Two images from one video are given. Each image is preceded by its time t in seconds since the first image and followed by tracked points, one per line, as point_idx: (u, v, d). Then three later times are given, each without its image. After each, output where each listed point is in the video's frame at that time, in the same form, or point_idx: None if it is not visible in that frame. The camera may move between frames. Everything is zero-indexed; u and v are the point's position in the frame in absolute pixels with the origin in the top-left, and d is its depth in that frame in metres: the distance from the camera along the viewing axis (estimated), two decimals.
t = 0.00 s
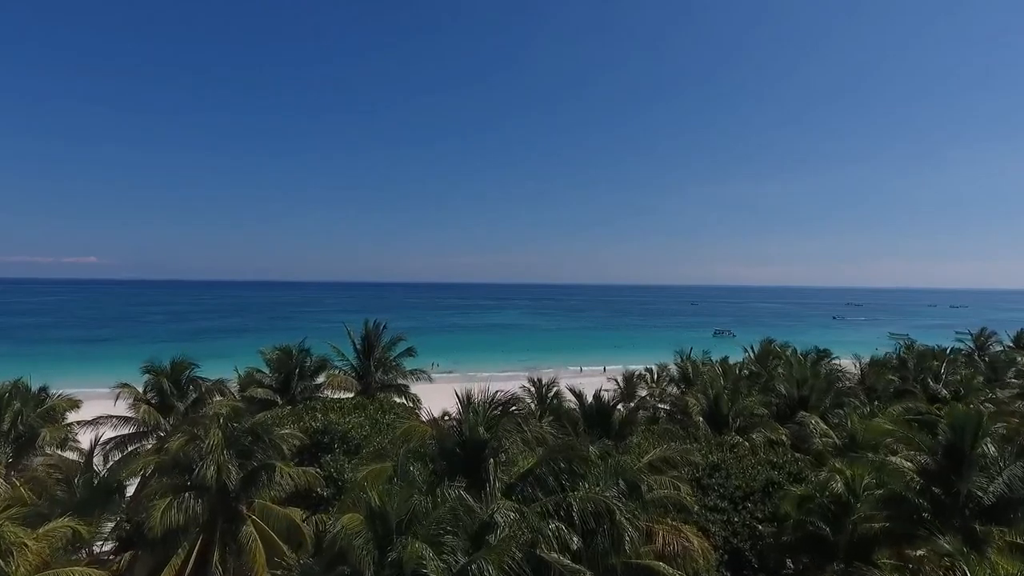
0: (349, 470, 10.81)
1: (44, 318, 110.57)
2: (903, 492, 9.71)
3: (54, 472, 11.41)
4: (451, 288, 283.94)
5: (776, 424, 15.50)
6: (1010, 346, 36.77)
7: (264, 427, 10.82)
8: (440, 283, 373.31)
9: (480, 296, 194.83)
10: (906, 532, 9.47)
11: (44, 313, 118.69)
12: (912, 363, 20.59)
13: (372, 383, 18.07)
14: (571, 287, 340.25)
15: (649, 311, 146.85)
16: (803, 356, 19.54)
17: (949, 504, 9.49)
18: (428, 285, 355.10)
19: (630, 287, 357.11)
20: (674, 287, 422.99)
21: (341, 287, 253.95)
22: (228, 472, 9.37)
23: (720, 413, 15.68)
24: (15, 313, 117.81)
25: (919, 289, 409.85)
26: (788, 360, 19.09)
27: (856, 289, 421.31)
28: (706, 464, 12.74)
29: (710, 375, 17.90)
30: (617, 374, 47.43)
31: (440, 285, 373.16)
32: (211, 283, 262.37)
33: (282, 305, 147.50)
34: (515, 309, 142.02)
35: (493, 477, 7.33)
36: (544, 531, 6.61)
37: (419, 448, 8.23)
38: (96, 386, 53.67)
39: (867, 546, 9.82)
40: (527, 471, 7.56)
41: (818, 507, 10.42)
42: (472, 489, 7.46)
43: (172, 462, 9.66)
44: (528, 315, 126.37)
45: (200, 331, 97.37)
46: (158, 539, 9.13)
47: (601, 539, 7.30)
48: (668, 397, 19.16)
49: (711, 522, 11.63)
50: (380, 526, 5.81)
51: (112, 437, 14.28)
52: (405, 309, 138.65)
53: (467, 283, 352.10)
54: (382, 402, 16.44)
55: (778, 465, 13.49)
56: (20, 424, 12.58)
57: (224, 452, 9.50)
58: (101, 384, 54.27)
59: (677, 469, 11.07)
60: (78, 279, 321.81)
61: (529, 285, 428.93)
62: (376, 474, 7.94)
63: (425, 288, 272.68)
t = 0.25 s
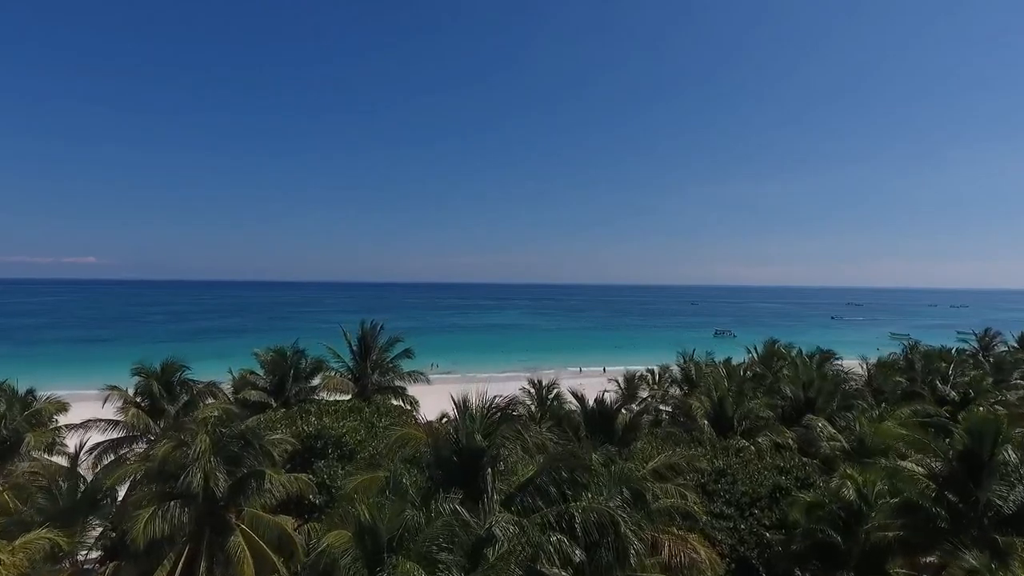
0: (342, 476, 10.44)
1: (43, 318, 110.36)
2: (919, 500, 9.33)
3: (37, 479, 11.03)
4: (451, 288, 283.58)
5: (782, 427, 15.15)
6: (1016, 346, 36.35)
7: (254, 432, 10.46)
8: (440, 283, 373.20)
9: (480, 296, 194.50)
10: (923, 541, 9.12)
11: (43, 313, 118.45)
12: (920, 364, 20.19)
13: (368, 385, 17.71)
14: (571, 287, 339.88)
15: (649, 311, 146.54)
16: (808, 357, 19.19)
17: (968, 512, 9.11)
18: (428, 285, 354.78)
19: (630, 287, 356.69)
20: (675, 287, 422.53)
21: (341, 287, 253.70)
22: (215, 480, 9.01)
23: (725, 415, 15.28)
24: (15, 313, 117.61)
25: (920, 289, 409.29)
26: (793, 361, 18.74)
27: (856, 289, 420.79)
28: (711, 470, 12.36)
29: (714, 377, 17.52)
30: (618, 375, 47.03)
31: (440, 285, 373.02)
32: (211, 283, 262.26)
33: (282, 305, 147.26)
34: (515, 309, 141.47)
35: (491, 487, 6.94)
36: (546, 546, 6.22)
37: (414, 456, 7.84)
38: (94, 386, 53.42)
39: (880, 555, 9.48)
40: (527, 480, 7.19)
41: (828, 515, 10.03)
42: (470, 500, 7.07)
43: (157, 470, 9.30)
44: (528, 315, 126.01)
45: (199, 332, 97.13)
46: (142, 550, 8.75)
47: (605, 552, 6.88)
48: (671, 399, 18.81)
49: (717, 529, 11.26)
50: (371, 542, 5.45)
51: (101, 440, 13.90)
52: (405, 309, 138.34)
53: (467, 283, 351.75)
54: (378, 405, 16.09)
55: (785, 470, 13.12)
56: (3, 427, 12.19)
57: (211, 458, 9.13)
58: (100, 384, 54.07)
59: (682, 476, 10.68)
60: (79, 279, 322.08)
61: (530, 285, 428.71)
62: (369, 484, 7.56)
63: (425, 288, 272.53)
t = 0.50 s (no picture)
0: (335, 484, 10.08)
1: (42, 318, 110.10)
2: (937, 510, 8.93)
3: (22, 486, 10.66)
4: (451, 288, 283.21)
5: (788, 431, 14.78)
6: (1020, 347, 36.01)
7: (243, 438, 10.08)
8: (440, 283, 373.08)
9: (480, 296, 194.32)
10: (940, 553, 8.71)
11: (43, 313, 118.18)
12: (927, 366, 19.83)
13: (364, 388, 17.35)
14: (571, 287, 339.58)
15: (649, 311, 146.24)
16: (814, 358, 18.81)
17: (988, 524, 8.73)
18: (428, 285, 354.44)
19: (630, 287, 356.47)
20: (675, 287, 422.30)
21: (342, 287, 253.87)
22: (201, 489, 8.63)
23: (731, 418, 14.90)
24: (14, 313, 117.41)
25: (920, 289, 408.86)
26: (799, 362, 18.36)
27: (857, 289, 420.45)
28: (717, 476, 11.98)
29: (718, 379, 17.14)
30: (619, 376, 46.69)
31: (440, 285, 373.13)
32: (211, 284, 262.23)
33: (282, 305, 147.02)
34: (515, 309, 141.14)
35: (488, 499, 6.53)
36: (546, 563, 5.82)
37: (407, 466, 7.42)
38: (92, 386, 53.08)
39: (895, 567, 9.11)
40: (526, 491, 6.79)
41: (839, 523, 9.66)
42: (467, 513, 6.67)
43: (141, 477, 8.93)
44: (528, 315, 125.66)
45: (198, 332, 96.83)
46: (124, 562, 8.38)
47: (608, 567, 6.51)
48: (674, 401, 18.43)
49: (723, 537, 10.89)
50: (359, 561, 5.12)
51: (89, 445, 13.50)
52: (404, 309, 138.02)
53: (467, 283, 351.32)
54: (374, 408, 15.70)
55: (792, 476, 12.74)
56: None
57: (196, 466, 8.74)
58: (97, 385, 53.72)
59: (689, 484, 10.26)
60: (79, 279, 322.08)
61: (530, 285, 428.57)
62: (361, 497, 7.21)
63: (425, 287, 272.51)
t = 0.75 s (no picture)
0: (326, 492, 9.70)
1: (41, 318, 109.85)
2: (956, 520, 8.52)
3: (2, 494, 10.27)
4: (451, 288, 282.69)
5: (795, 435, 14.37)
6: None
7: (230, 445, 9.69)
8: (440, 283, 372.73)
9: (480, 296, 194.08)
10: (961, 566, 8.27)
11: (42, 313, 117.96)
12: (935, 367, 19.43)
13: (360, 390, 16.95)
14: (571, 287, 339.13)
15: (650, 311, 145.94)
16: (821, 360, 18.39)
17: (1009, 535, 8.29)
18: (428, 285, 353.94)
19: (630, 287, 355.82)
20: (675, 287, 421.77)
21: (341, 287, 253.69)
22: (186, 499, 8.25)
23: (736, 422, 14.52)
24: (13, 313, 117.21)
25: (921, 289, 408.26)
26: (804, 365, 17.96)
27: (857, 289, 419.92)
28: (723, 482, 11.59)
29: (722, 381, 16.74)
30: (620, 377, 46.32)
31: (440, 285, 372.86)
32: (211, 284, 262.12)
33: (282, 305, 146.81)
34: (515, 309, 140.80)
35: (486, 514, 6.13)
36: None
37: (400, 477, 7.01)
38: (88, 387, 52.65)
39: None
40: (525, 504, 6.42)
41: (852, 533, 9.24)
42: (462, 529, 6.28)
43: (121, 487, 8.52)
44: (527, 315, 125.17)
45: (196, 332, 96.41)
46: None
47: None
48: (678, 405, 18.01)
49: (730, 546, 10.48)
50: None
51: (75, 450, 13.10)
52: (404, 309, 137.59)
53: (467, 283, 350.80)
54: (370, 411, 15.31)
55: (800, 482, 12.36)
56: None
57: (180, 475, 8.37)
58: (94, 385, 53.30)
59: (695, 492, 9.85)
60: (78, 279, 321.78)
61: (530, 285, 428.26)
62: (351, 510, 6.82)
63: (425, 287, 272.35)
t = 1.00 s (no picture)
0: (318, 501, 9.31)
1: (41, 318, 109.73)
2: (977, 532, 8.13)
3: None
4: (450, 288, 282.31)
5: (803, 439, 14.01)
6: None
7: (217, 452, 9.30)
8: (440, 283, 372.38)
9: (480, 296, 193.77)
10: None
11: (42, 313, 117.89)
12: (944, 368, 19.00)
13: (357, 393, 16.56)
14: (571, 286, 338.61)
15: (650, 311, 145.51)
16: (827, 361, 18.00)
17: None
18: (428, 285, 353.74)
19: (631, 287, 355.50)
20: (675, 287, 421.39)
21: (342, 287, 253.69)
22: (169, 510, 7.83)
23: (742, 426, 14.15)
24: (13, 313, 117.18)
25: (922, 289, 407.61)
26: (811, 367, 17.51)
27: (857, 288, 419.78)
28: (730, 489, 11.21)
29: (728, 383, 16.31)
30: (621, 378, 45.95)
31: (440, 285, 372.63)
32: (210, 284, 261.87)
33: (281, 305, 146.64)
34: (515, 309, 140.38)
35: (483, 532, 5.73)
36: None
37: (391, 489, 6.60)
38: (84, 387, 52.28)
39: None
40: (525, 518, 6.04)
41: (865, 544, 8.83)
42: (457, 547, 5.89)
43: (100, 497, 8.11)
44: (527, 315, 124.79)
45: (195, 332, 96.02)
46: None
47: None
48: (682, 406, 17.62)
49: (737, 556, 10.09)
50: None
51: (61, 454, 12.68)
52: (403, 309, 137.22)
53: (466, 283, 350.35)
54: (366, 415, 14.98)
55: (809, 488, 11.97)
56: None
57: (162, 484, 7.97)
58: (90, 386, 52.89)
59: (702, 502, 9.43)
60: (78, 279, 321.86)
61: (529, 285, 428.09)
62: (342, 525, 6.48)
63: (426, 287, 272.17)
